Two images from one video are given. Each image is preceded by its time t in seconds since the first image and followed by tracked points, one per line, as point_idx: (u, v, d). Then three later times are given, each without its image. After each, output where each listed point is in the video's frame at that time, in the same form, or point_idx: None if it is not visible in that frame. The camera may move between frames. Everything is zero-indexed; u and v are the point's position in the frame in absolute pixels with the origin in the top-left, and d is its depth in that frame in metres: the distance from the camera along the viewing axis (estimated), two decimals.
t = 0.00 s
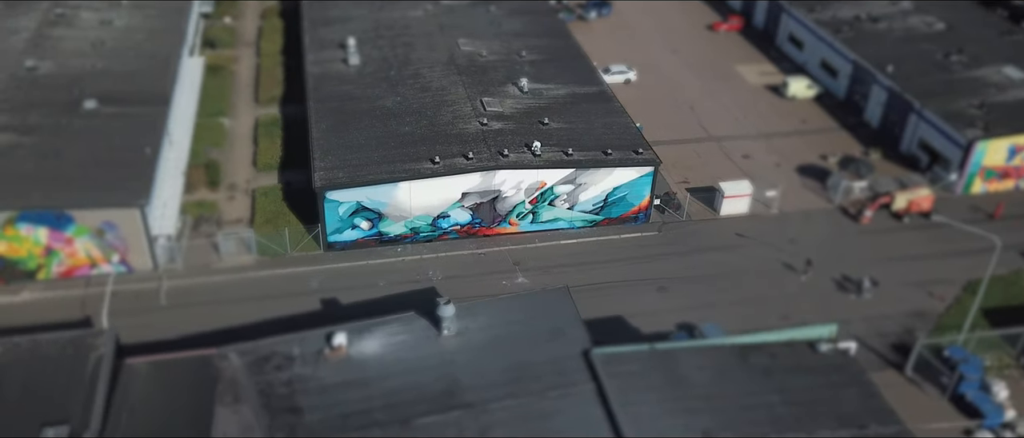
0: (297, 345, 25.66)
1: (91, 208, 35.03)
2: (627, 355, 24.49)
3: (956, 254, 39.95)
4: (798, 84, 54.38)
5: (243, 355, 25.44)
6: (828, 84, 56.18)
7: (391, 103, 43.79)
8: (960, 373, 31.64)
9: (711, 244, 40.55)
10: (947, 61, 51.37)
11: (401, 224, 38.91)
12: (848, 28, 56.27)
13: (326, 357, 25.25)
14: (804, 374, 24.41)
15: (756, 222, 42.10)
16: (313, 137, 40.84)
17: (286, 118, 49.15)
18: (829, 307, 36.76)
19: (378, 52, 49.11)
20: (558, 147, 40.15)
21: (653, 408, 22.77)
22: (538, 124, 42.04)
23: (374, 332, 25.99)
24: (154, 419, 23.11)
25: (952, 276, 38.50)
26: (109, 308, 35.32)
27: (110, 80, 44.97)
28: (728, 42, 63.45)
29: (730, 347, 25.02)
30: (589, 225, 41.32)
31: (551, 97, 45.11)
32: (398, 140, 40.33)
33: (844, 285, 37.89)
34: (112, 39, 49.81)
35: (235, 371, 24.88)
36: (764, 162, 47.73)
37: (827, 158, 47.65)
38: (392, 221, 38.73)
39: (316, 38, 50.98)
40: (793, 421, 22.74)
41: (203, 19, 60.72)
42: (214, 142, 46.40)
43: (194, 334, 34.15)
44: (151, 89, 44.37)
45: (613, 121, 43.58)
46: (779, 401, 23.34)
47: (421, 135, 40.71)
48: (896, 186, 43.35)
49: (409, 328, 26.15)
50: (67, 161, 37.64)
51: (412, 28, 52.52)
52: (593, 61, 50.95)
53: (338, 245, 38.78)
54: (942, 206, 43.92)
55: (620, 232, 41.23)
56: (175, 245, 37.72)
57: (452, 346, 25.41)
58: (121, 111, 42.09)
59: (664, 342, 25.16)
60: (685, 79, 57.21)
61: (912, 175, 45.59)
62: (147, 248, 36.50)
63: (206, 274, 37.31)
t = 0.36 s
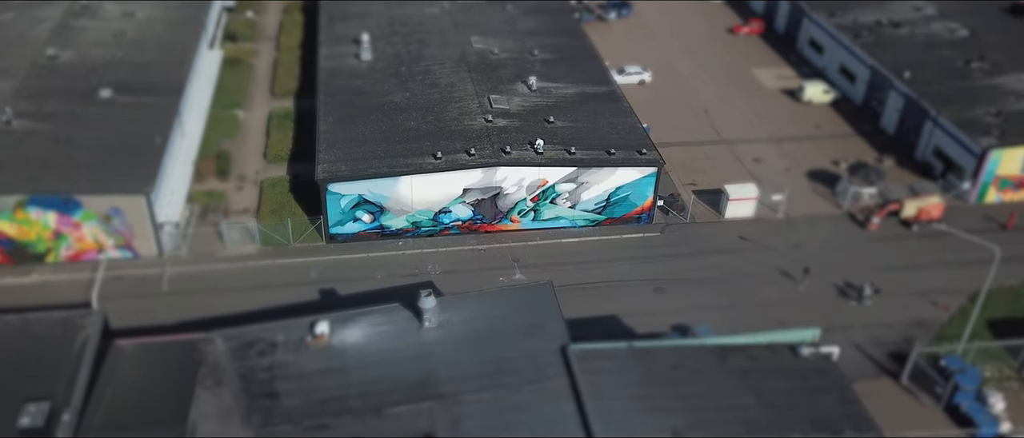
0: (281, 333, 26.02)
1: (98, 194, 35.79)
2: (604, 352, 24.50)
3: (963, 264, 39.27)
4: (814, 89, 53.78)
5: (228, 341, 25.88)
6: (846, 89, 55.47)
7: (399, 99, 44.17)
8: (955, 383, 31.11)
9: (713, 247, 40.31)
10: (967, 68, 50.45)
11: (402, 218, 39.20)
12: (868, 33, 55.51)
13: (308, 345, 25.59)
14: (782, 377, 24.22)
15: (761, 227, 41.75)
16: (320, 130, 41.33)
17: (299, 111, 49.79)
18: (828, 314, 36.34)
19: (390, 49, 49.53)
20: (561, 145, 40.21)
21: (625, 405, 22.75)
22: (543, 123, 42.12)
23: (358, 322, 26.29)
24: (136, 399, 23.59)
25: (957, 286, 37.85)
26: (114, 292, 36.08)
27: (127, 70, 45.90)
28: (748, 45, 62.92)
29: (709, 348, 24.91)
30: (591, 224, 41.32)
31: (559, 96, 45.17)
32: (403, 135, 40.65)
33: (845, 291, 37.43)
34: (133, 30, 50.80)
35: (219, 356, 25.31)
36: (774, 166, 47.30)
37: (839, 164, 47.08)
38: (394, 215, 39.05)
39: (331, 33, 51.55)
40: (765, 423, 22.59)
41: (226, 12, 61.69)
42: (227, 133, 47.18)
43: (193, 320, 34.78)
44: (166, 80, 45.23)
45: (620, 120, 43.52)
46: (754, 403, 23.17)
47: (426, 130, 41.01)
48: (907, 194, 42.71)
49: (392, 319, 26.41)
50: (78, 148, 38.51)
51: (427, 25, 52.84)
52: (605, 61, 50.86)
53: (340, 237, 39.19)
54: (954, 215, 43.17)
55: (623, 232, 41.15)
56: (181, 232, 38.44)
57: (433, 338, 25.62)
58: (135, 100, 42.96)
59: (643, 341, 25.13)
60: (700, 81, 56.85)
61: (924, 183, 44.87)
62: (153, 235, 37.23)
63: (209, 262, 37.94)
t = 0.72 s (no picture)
0: (266, 320, 26.43)
1: (105, 181, 36.65)
2: (580, 348, 24.55)
3: (970, 274, 38.61)
4: (830, 94, 53.16)
5: (214, 326, 26.37)
6: (863, 95, 54.76)
7: (407, 94, 44.51)
8: (948, 394, 30.97)
9: (715, 250, 40.06)
10: (986, 76, 49.55)
11: (404, 212, 39.58)
12: (887, 39, 54.75)
13: (290, 333, 25.97)
14: (759, 379, 24.07)
15: (764, 231, 41.41)
16: (326, 124, 41.83)
17: (312, 105, 50.42)
18: (826, 320, 35.94)
19: (403, 45, 49.94)
20: (564, 144, 40.27)
21: (595, 402, 22.77)
22: (548, 121, 42.22)
23: (341, 311, 26.60)
24: (119, 379, 24.13)
25: (961, 296, 37.25)
26: (118, 278, 36.87)
27: (144, 61, 46.83)
28: (767, 49, 62.38)
29: (687, 348, 24.85)
30: (593, 224, 41.32)
31: (567, 95, 45.23)
32: (408, 130, 40.99)
33: (846, 298, 36.98)
34: (153, 22, 51.78)
35: (204, 341, 25.80)
36: (784, 170, 46.86)
37: (850, 170, 46.53)
38: (395, 209, 39.41)
39: (346, 29, 52.09)
40: (737, 424, 22.49)
41: (248, 7, 62.65)
42: (240, 125, 47.94)
43: (192, 307, 35.42)
44: (181, 72, 46.06)
45: (626, 121, 43.45)
46: (727, 404, 23.07)
47: (430, 126, 41.31)
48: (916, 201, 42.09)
49: (375, 309, 26.68)
50: (90, 136, 39.41)
51: (441, 23, 53.18)
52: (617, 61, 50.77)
53: (341, 230, 39.64)
54: (965, 224, 42.45)
55: (624, 233, 41.08)
56: (187, 220, 39.17)
57: (413, 330, 25.84)
58: (149, 90, 43.83)
59: (622, 339, 25.15)
60: (715, 84, 56.47)
61: (936, 191, 44.16)
62: (158, 222, 38.02)
63: (213, 251, 38.59)
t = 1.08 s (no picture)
0: (251, 307, 26.89)
1: (112, 168, 37.53)
2: (555, 344, 24.64)
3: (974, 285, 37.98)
4: (845, 100, 52.54)
5: (201, 312, 26.89)
6: (880, 101, 54.04)
7: (414, 91, 44.86)
8: (937, 405, 30.33)
9: (714, 253, 39.83)
10: (1005, 85, 48.66)
11: (404, 207, 39.93)
12: (906, 45, 53.97)
13: (273, 321, 26.40)
14: (733, 381, 23.97)
15: (766, 236, 41.11)
16: (332, 118, 42.33)
17: (324, 100, 51.02)
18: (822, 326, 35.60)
19: (415, 42, 50.32)
20: (565, 143, 40.33)
21: (565, 397, 22.86)
22: (552, 120, 42.31)
23: (325, 301, 26.95)
24: (102, 360, 24.73)
25: (963, 306, 36.66)
26: (122, 263, 37.68)
27: (160, 53, 47.76)
28: (785, 53, 61.80)
29: (663, 347, 24.80)
30: (593, 224, 41.29)
31: (574, 95, 45.28)
32: (411, 126, 41.34)
33: (843, 305, 36.58)
34: (172, 15, 52.74)
35: (189, 326, 26.33)
36: (792, 175, 46.43)
37: (859, 177, 45.98)
38: (396, 204, 39.77)
39: (361, 25, 52.60)
40: (705, 425, 22.43)
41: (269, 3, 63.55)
42: (252, 118, 48.70)
43: (191, 294, 36.08)
44: (195, 64, 46.89)
45: (631, 122, 43.36)
46: (698, 404, 23.00)
47: (434, 122, 41.61)
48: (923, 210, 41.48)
49: (357, 300, 26.99)
50: (102, 125, 40.35)
51: (455, 20, 53.44)
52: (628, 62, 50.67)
53: (343, 223, 40.11)
54: (974, 233, 41.74)
55: (624, 233, 41.00)
56: (192, 209, 39.90)
57: (393, 321, 26.10)
58: (163, 82, 44.72)
59: (598, 336, 25.17)
60: (729, 88, 56.07)
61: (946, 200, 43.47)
62: (163, 210, 38.82)
63: (216, 240, 39.26)
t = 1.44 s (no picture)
0: (237, 294, 27.41)
1: (120, 156, 38.41)
2: (530, 339, 24.79)
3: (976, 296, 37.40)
4: (859, 105, 51.92)
5: (188, 297, 27.44)
6: (895, 108, 53.33)
7: (421, 87, 45.25)
8: (925, 413, 30.17)
9: (713, 256, 39.62)
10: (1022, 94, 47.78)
11: (405, 202, 40.28)
12: (924, 51, 53.20)
13: (258, 308, 26.90)
14: (706, 381, 23.90)
15: (767, 241, 40.83)
16: (339, 112, 42.85)
17: (336, 94, 51.65)
18: (817, 332, 35.27)
19: (427, 39, 50.70)
20: (567, 142, 40.45)
21: (534, 391, 22.98)
22: (555, 119, 42.43)
23: (309, 290, 27.38)
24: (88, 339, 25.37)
25: (963, 317, 36.10)
26: (127, 249, 38.51)
27: (176, 44, 48.67)
28: (804, 58, 61.19)
29: (638, 346, 24.82)
30: (593, 223, 41.31)
31: (580, 94, 45.36)
32: (416, 121, 41.72)
33: (840, 311, 36.21)
34: (191, 7, 53.65)
35: (176, 310, 26.89)
36: (799, 180, 46.02)
37: (867, 183, 45.44)
38: (397, 198, 40.14)
39: (375, 21, 53.12)
40: (673, 424, 22.40)
41: None
42: (264, 111, 49.47)
43: (191, 280, 36.75)
44: (210, 56, 47.73)
45: (636, 122, 43.30)
46: (667, 403, 22.99)
47: (438, 118, 41.96)
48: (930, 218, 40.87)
49: (341, 290, 27.40)
50: (114, 114, 41.28)
51: (469, 18, 53.70)
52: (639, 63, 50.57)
53: (344, 215, 40.60)
54: (982, 243, 41.01)
55: (623, 233, 40.94)
56: (198, 198, 40.63)
57: (373, 312, 26.46)
58: (176, 73, 45.60)
59: (574, 333, 25.28)
60: (743, 91, 55.70)
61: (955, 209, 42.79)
62: (169, 199, 39.63)
63: (219, 229, 39.94)
